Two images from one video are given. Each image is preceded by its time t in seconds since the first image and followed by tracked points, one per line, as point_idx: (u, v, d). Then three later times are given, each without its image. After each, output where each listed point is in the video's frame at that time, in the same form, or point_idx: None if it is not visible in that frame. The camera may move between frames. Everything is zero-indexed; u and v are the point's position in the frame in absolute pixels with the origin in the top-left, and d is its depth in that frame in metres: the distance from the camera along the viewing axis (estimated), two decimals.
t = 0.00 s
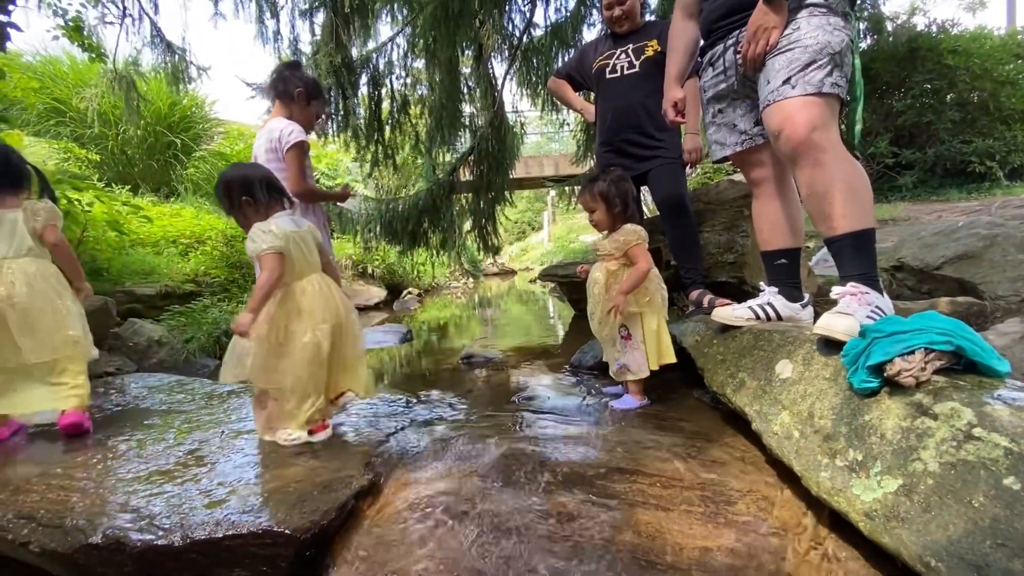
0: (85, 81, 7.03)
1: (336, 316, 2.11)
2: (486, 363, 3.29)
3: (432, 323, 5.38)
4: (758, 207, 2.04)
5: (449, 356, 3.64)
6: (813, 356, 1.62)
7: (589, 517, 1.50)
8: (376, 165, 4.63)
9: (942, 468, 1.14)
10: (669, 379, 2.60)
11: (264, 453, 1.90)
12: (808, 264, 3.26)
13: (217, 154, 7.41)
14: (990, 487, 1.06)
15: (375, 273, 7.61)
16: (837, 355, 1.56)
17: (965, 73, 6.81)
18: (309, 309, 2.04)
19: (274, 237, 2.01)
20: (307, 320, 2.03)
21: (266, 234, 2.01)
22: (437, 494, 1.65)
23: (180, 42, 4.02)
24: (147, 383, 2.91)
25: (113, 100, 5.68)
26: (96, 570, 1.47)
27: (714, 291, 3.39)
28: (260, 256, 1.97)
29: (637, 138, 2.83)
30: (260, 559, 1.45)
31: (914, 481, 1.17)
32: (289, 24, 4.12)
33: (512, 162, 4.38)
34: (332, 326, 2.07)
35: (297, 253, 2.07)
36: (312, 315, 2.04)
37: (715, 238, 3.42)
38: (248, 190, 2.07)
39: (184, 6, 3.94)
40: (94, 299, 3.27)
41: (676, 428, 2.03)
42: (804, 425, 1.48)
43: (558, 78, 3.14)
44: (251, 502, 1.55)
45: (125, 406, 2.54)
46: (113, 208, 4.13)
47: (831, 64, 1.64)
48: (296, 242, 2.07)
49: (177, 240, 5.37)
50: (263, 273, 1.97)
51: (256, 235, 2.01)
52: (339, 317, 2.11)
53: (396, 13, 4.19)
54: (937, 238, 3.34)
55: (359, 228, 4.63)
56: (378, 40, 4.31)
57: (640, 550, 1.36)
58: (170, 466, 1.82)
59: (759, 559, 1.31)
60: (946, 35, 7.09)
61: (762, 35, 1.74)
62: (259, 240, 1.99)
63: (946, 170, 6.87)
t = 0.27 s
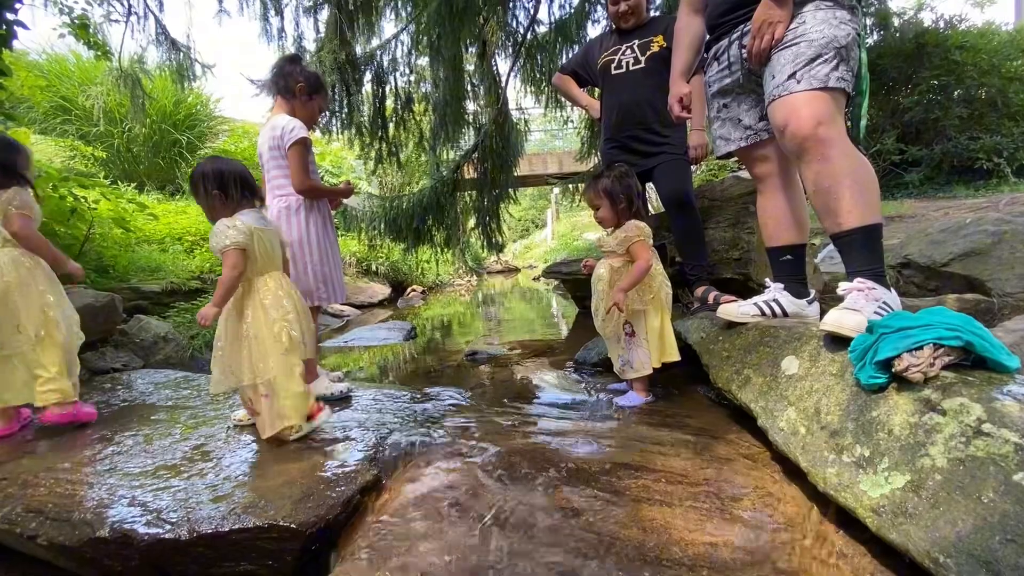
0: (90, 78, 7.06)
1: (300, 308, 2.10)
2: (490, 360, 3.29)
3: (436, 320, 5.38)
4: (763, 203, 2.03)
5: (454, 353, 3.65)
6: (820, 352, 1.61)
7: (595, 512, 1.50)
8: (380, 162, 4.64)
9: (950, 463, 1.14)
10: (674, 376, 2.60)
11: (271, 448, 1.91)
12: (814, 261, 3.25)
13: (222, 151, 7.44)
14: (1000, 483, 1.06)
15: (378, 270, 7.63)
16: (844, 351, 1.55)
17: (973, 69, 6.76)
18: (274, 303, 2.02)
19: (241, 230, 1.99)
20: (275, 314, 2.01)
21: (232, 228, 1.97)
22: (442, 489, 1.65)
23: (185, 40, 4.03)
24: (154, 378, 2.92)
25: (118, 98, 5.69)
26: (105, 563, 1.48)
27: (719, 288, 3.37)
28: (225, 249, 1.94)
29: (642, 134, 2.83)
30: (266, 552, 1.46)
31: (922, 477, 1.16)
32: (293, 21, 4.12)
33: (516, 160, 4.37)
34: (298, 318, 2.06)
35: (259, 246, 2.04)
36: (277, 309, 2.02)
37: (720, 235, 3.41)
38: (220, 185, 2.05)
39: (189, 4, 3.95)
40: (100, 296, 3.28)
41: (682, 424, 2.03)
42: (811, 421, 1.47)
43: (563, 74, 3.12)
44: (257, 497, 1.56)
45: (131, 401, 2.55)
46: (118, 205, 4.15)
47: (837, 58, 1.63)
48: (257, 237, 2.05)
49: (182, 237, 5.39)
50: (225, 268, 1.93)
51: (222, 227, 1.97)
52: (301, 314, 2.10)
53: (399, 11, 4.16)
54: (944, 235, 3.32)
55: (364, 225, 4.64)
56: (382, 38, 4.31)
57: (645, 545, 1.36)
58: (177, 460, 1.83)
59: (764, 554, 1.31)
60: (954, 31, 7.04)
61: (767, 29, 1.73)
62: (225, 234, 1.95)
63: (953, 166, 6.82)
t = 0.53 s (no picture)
0: (96, 76, 7.08)
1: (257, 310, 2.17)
2: (494, 358, 3.29)
3: (440, 318, 5.39)
4: (770, 200, 2.02)
5: (458, 350, 3.65)
6: (827, 351, 1.60)
7: (601, 510, 1.49)
8: (385, 160, 4.64)
9: (960, 463, 1.13)
10: (680, 374, 2.59)
11: (278, 445, 1.91)
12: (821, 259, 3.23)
13: (227, 149, 7.46)
14: (1010, 483, 1.05)
15: (383, 268, 7.64)
16: (851, 349, 1.55)
17: (981, 65, 6.70)
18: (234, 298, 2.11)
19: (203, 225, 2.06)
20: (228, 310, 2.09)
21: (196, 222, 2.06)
22: (448, 486, 1.65)
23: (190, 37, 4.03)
24: (160, 375, 2.93)
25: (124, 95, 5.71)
26: (113, 558, 1.48)
27: (725, 286, 3.36)
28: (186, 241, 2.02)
29: (648, 132, 2.81)
30: (273, 549, 1.46)
31: (931, 476, 1.15)
32: (298, 18, 4.11)
33: (520, 157, 4.36)
34: (258, 311, 2.13)
35: (224, 242, 2.13)
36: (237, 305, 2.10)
37: (726, 232, 3.40)
38: (187, 179, 2.16)
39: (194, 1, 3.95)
40: (106, 293, 3.27)
41: (687, 422, 2.02)
42: (818, 419, 1.47)
43: (568, 70, 3.10)
44: (264, 493, 1.56)
45: (137, 398, 2.56)
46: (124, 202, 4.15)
47: (846, 53, 1.62)
48: (224, 233, 2.14)
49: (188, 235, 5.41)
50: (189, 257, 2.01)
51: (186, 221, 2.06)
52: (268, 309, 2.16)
53: (404, 7, 4.15)
54: (952, 232, 3.30)
55: (368, 223, 4.65)
56: (386, 35, 4.31)
57: (651, 543, 1.36)
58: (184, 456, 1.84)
59: (769, 553, 1.31)
60: (962, 27, 6.99)
61: (776, 25, 1.72)
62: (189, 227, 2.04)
63: (960, 163, 6.78)
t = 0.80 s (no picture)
0: (102, 72, 7.09)
1: (212, 309, 2.04)
2: (498, 356, 3.28)
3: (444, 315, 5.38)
4: (779, 197, 2.00)
5: (462, 348, 3.64)
6: (837, 350, 1.58)
7: (607, 509, 1.48)
8: (390, 156, 4.63)
9: (974, 464, 1.11)
10: (686, 372, 2.57)
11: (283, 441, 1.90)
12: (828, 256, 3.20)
13: (232, 146, 7.45)
14: None
15: (387, 265, 7.64)
16: (861, 348, 1.53)
17: (991, 62, 6.64)
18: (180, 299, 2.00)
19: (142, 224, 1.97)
20: (174, 311, 1.98)
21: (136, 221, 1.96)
22: (453, 484, 1.64)
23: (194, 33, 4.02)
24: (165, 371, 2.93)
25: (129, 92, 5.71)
26: (117, 554, 1.48)
27: (731, 284, 3.34)
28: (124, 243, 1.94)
29: (654, 128, 2.79)
30: (277, 546, 1.45)
31: (944, 477, 1.14)
32: (302, 15, 4.10)
33: (525, 154, 4.35)
34: (203, 314, 2.01)
35: (168, 240, 2.02)
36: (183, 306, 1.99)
37: (732, 230, 3.37)
38: (135, 176, 2.06)
39: None
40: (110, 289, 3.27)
41: (693, 421, 2.01)
42: (827, 419, 1.45)
43: (573, 65, 3.08)
44: (268, 489, 1.55)
45: (143, 394, 2.55)
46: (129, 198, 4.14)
47: (858, 47, 1.59)
48: (169, 231, 2.03)
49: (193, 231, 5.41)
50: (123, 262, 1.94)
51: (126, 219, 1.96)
52: (216, 310, 2.05)
53: (409, 3, 4.16)
54: (961, 230, 3.26)
55: (373, 220, 4.64)
56: (390, 31, 4.29)
57: (658, 543, 1.34)
58: (188, 452, 1.83)
59: (778, 554, 1.29)
60: (972, 23, 6.92)
61: (788, 18, 1.69)
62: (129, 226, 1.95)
63: (969, 161, 6.72)
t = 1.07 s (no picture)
0: (107, 69, 7.10)
1: (207, 306, 2.02)
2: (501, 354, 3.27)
3: (448, 313, 5.38)
4: (786, 196, 1.98)
5: (465, 346, 3.63)
6: (844, 350, 1.57)
7: (612, 509, 1.47)
8: (394, 154, 4.62)
9: (984, 467, 1.10)
10: (690, 372, 2.56)
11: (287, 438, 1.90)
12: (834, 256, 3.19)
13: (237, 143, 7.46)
14: None
15: (390, 263, 7.64)
16: (869, 348, 1.51)
17: (998, 60, 6.59)
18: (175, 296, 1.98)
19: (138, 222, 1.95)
20: (167, 307, 1.96)
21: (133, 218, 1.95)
22: (457, 482, 1.63)
23: (199, 31, 4.02)
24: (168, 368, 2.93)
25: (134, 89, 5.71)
26: (122, 550, 1.48)
27: (736, 283, 3.32)
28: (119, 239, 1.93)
29: (659, 125, 2.78)
30: (281, 544, 1.45)
31: (953, 480, 1.12)
32: (307, 12, 4.10)
33: (529, 152, 4.34)
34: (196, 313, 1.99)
35: (165, 238, 2.00)
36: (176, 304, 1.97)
37: (738, 229, 3.35)
38: (135, 175, 2.06)
39: None
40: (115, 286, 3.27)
41: (698, 420, 2.00)
42: (833, 420, 1.44)
43: (578, 63, 3.06)
44: (273, 486, 1.55)
45: (147, 390, 2.56)
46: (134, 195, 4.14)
47: (869, 44, 1.58)
48: (167, 229, 2.00)
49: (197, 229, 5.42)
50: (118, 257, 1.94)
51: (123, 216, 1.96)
52: (211, 310, 2.03)
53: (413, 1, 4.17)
54: (968, 230, 3.24)
55: (377, 217, 4.64)
56: (395, 28, 4.28)
57: (663, 543, 1.34)
58: (192, 448, 1.83)
59: (783, 555, 1.28)
60: (979, 22, 6.88)
61: (799, 13, 1.67)
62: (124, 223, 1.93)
63: (976, 160, 6.67)
